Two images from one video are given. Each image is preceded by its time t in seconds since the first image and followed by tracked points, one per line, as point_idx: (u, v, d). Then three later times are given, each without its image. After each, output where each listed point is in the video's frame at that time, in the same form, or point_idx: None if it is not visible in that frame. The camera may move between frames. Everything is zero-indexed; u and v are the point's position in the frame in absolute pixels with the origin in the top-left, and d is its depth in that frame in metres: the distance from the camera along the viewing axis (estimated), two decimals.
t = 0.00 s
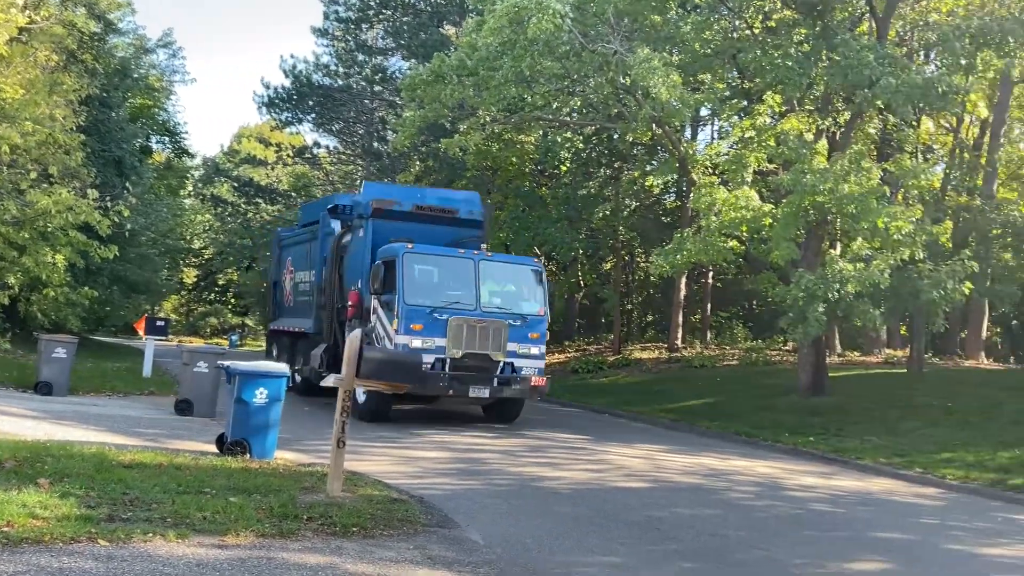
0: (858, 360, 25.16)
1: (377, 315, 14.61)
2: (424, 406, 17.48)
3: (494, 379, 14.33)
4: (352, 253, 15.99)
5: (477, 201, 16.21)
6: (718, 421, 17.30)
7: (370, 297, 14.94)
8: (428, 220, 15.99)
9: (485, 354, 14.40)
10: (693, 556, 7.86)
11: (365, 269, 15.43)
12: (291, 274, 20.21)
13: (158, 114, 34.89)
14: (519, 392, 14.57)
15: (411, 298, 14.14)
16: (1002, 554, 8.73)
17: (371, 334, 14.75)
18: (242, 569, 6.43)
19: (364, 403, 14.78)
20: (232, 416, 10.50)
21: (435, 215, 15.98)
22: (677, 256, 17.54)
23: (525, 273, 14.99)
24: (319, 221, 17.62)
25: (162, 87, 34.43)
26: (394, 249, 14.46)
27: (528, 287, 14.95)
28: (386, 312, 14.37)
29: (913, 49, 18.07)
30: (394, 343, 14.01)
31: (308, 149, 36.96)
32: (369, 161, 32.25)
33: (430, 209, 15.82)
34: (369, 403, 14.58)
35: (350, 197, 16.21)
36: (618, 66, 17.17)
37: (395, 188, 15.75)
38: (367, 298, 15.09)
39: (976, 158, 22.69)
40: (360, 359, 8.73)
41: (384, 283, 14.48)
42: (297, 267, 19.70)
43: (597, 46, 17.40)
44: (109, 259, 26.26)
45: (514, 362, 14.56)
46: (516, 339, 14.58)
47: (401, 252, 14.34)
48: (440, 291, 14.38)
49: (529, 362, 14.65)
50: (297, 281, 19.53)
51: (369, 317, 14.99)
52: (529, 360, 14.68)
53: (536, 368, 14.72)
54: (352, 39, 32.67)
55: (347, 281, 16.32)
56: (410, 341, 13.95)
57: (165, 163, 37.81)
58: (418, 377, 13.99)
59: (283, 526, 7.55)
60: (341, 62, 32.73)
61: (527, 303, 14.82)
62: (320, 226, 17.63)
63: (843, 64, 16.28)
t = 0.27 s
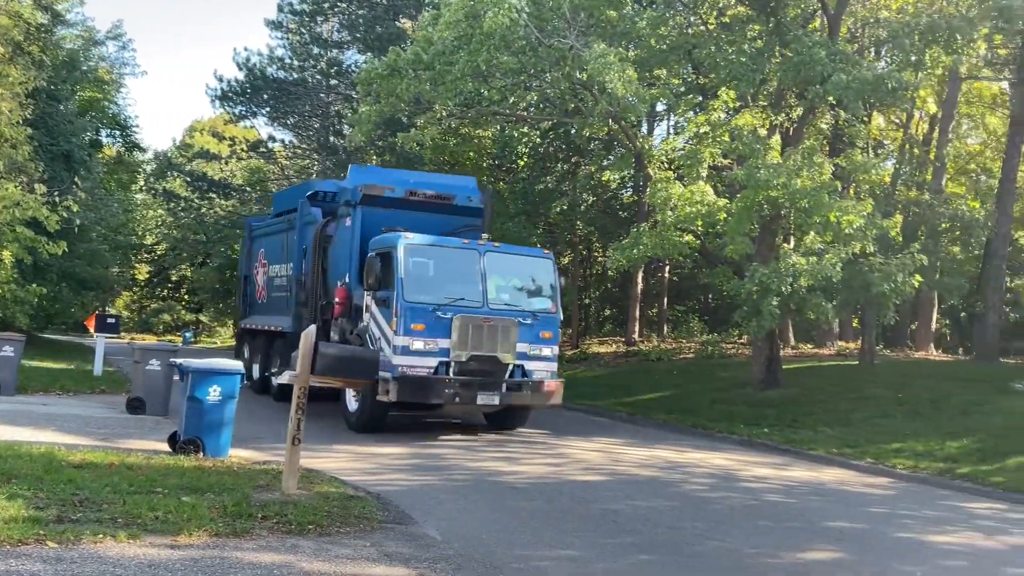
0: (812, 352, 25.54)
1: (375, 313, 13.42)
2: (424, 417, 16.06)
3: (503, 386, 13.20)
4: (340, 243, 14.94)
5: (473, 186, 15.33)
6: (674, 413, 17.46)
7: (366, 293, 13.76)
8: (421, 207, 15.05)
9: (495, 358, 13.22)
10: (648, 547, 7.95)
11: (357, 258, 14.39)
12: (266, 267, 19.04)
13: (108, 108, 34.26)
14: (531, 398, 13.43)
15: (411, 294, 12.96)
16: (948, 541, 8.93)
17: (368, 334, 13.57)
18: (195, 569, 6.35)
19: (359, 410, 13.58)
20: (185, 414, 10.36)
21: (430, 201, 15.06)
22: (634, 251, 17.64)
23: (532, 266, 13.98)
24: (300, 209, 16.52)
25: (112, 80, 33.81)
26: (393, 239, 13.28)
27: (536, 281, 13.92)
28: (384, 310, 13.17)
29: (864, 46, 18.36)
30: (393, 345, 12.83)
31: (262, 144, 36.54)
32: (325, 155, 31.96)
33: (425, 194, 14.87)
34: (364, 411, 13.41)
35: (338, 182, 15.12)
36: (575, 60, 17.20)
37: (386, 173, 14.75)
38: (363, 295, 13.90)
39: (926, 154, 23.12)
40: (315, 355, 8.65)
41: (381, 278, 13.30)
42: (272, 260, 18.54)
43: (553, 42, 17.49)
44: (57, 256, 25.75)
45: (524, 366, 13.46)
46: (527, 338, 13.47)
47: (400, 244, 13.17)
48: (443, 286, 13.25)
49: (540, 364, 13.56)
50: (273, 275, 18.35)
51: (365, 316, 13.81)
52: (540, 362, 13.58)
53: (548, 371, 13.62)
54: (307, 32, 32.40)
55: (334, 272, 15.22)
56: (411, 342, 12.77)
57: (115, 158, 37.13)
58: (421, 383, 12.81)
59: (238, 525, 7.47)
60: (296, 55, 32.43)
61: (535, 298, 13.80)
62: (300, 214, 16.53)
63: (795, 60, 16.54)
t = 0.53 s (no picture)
0: (757, 342, 25.93)
1: (372, 307, 12.04)
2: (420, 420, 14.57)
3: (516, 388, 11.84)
4: (325, 230, 13.71)
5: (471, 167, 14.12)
6: (623, 403, 17.62)
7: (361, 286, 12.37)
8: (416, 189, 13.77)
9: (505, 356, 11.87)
10: (596, 536, 8.02)
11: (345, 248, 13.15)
12: (230, 256, 17.60)
13: (46, 97, 33.43)
14: (545, 403, 12.12)
15: (413, 286, 11.57)
16: (888, 524, 9.16)
17: (363, 331, 12.19)
18: (139, 566, 6.26)
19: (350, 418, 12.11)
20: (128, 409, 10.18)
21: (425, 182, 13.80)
22: (582, 242, 17.75)
23: (544, 255, 12.58)
24: (275, 192, 15.15)
25: (50, 69, 33.00)
26: (392, 223, 11.81)
27: (549, 270, 12.54)
28: (383, 303, 11.79)
29: (807, 40, 18.64)
30: (394, 343, 11.44)
31: (207, 134, 35.98)
32: (271, 146, 31.59)
33: (419, 174, 13.60)
34: (357, 419, 11.94)
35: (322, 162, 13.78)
36: (523, 52, 17.27)
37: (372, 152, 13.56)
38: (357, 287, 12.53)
39: (868, 146, 23.55)
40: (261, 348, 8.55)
41: (380, 267, 11.89)
42: (239, 248, 17.13)
43: (501, 33, 17.53)
44: None
45: (538, 366, 12.13)
46: (541, 336, 12.10)
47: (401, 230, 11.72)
48: (448, 277, 11.83)
49: (554, 363, 12.22)
50: (240, 265, 16.93)
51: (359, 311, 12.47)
52: (555, 363, 12.24)
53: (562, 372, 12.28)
54: (252, 21, 31.98)
55: (318, 261, 13.93)
56: (416, 340, 11.38)
57: (55, 148, 36.27)
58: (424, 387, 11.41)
59: (182, 521, 7.38)
60: (241, 44, 31.98)
61: (548, 289, 12.42)
62: (276, 199, 15.17)
63: (741, 52, 16.75)
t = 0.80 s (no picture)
0: (695, 330, 26.36)
1: (368, 302, 10.53)
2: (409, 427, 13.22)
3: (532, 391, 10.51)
4: (304, 215, 11.96)
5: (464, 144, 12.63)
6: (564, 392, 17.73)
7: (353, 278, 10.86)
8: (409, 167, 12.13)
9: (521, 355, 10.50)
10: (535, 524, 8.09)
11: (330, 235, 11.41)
12: (189, 244, 15.55)
13: None
14: (562, 408, 10.80)
15: (418, 277, 10.11)
16: (820, 507, 9.38)
17: (357, 329, 10.68)
18: (68, 566, 6.12)
19: (344, 428, 10.63)
20: (56, 406, 9.94)
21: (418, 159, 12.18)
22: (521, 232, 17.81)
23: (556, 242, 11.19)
24: (245, 172, 13.28)
25: None
26: (391, 206, 10.39)
27: (562, 261, 11.15)
28: (382, 297, 10.30)
29: (741, 33, 18.93)
30: (397, 344, 9.95)
31: (138, 122, 35.16)
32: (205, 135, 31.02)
33: (414, 151, 11.92)
34: (352, 429, 10.48)
35: (302, 139, 12.06)
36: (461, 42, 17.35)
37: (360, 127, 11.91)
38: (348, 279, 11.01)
39: (800, 139, 24.06)
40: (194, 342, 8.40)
41: (376, 257, 10.45)
42: (199, 237, 15.14)
43: (439, 22, 17.57)
44: None
45: (556, 366, 10.78)
46: (559, 333, 10.77)
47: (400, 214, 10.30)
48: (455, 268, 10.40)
49: (573, 363, 10.89)
50: (200, 256, 14.86)
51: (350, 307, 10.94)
52: (575, 363, 10.92)
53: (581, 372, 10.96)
54: (184, 7, 31.29)
55: (297, 251, 12.08)
56: (422, 340, 9.94)
57: None
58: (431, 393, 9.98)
59: (114, 519, 7.24)
60: (172, 31, 31.27)
61: (562, 281, 11.04)
62: (245, 180, 13.29)
63: (677, 45, 16.93)
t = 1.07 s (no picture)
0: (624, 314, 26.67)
1: (371, 294, 9.15)
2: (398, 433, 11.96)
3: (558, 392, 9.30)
4: (285, 194, 10.58)
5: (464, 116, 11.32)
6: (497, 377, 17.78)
7: (352, 266, 9.48)
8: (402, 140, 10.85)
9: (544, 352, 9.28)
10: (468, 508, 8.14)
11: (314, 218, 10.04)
12: (140, 228, 13.81)
13: None
14: (589, 411, 9.59)
15: (433, 264, 8.75)
16: (747, 487, 9.60)
17: (356, 326, 9.33)
18: None
19: (341, 439, 9.25)
20: None
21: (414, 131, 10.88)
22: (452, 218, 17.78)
23: (581, 224, 9.92)
24: (209, 145, 11.63)
25: None
26: (398, 181, 8.95)
27: (587, 243, 9.89)
28: (391, 288, 8.90)
29: (670, 20, 19.15)
30: (407, 342, 8.63)
31: (56, 105, 33.99)
32: (126, 119, 30.15)
33: (409, 121, 10.71)
34: (352, 440, 9.11)
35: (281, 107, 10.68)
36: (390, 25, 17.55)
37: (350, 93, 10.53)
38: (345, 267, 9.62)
39: (728, 126, 24.48)
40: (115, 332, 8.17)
41: (379, 241, 9.07)
42: (150, 219, 13.42)
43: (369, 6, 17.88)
44: None
45: (580, 363, 9.59)
46: (584, 326, 9.56)
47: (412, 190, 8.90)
48: (474, 253, 9.06)
49: (598, 360, 9.71)
50: (155, 241, 13.15)
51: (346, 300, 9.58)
52: (600, 360, 9.74)
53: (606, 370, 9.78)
54: None
55: (274, 235, 10.72)
56: (439, 338, 8.65)
57: None
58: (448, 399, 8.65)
59: (33, 515, 7.04)
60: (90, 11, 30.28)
61: (586, 267, 9.77)
62: (210, 154, 11.65)
63: (606, 32, 17.00)
